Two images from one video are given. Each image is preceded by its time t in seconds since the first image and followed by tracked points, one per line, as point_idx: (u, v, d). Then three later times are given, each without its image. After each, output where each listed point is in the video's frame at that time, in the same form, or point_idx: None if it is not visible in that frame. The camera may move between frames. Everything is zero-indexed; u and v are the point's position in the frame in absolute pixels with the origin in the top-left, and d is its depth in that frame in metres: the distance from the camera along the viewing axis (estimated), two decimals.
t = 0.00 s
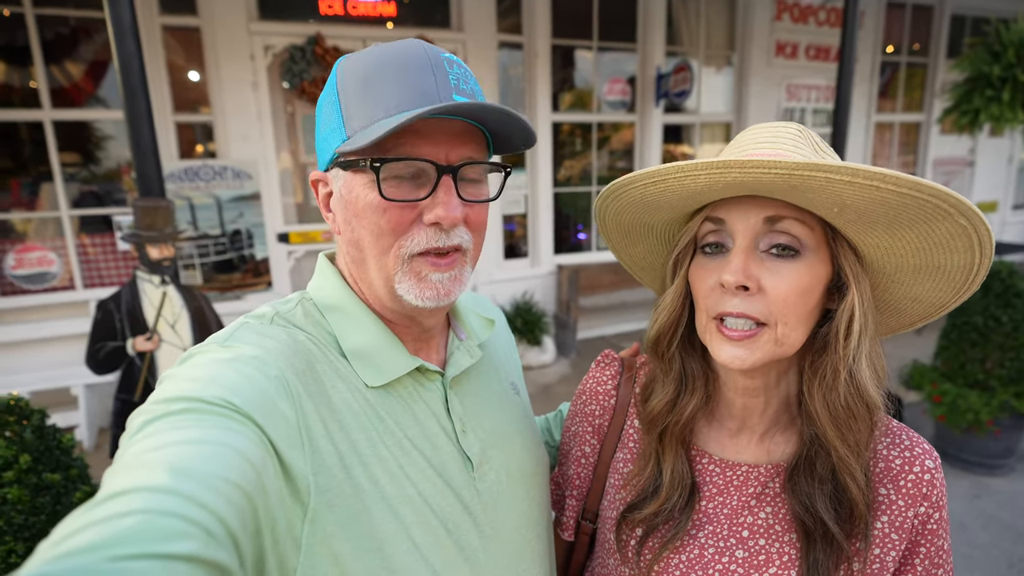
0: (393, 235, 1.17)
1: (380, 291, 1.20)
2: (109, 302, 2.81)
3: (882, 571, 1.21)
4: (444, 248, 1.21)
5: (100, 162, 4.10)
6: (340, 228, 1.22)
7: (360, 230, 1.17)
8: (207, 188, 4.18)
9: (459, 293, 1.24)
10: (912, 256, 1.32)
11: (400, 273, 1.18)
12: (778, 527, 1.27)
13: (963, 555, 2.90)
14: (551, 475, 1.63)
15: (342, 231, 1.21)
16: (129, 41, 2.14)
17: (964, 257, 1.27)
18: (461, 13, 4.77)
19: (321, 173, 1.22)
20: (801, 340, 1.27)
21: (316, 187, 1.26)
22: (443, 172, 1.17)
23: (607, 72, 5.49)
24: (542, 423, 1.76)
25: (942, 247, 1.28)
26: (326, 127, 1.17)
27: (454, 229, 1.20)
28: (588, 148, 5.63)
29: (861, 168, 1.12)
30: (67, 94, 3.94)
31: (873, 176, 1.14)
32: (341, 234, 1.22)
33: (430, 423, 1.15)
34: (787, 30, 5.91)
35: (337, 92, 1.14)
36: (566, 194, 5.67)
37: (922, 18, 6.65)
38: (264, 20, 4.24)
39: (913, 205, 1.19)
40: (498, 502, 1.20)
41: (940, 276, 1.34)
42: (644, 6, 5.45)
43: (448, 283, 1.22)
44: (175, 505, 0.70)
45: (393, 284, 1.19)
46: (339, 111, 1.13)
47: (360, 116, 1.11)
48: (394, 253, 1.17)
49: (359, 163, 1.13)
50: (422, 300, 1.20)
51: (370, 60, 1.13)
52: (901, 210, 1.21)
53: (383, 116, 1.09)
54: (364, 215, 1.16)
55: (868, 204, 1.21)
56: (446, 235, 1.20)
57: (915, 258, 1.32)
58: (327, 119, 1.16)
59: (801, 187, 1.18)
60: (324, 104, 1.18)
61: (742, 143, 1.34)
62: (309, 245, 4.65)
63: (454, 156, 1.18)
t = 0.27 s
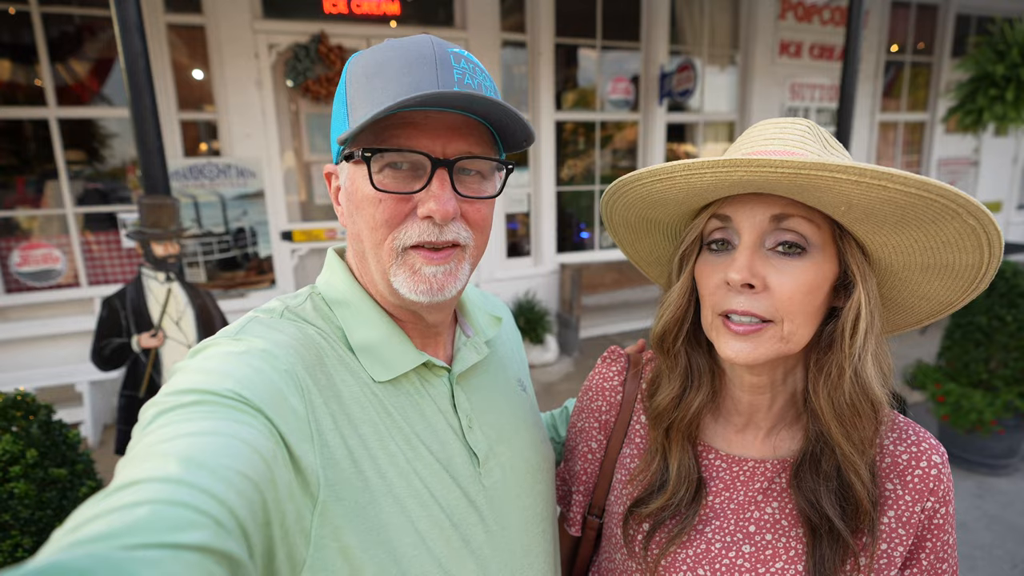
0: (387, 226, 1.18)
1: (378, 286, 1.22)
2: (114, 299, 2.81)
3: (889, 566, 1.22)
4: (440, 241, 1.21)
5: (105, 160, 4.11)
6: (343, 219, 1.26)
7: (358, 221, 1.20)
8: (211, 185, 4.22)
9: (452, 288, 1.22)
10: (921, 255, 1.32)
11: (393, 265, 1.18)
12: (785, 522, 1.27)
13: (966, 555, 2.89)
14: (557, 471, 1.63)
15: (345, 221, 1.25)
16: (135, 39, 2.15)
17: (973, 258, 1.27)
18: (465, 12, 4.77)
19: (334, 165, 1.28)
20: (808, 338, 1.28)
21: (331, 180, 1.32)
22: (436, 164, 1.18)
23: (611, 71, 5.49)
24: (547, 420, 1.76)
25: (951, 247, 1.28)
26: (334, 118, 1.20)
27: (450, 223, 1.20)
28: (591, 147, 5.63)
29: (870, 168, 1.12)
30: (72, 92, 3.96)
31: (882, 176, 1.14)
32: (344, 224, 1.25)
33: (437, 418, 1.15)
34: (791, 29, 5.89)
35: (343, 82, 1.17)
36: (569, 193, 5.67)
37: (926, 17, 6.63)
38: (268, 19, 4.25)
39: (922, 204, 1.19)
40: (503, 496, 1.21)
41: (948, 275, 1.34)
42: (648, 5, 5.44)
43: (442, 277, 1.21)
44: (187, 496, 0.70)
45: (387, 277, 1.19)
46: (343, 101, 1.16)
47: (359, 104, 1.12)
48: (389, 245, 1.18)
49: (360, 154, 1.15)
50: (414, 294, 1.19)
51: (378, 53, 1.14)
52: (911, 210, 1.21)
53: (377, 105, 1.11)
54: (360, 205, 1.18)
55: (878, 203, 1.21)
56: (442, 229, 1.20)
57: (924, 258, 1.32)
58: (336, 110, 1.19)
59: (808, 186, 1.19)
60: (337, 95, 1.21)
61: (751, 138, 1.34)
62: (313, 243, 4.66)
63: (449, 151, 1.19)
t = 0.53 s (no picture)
0: (388, 209, 1.18)
1: (382, 272, 1.23)
2: (115, 297, 2.83)
3: (892, 562, 1.23)
4: (442, 220, 1.21)
5: (107, 158, 4.12)
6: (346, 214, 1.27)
7: (359, 210, 1.21)
8: (212, 184, 4.25)
9: (456, 264, 1.22)
10: (927, 257, 1.32)
11: (395, 245, 1.19)
12: (791, 518, 1.28)
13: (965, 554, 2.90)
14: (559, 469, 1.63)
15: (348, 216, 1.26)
16: (137, 37, 2.15)
17: (980, 260, 1.27)
18: (466, 11, 4.77)
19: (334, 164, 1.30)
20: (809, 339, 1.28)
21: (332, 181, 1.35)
22: (434, 143, 1.19)
23: (612, 70, 5.49)
24: (548, 418, 1.77)
25: (957, 249, 1.28)
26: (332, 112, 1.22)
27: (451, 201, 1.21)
28: (592, 146, 5.63)
29: (871, 169, 1.13)
30: (74, 91, 3.97)
31: (885, 179, 1.15)
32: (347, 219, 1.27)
33: (440, 416, 1.16)
34: (793, 28, 5.89)
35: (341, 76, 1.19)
36: (570, 192, 5.67)
37: (928, 17, 6.62)
38: (269, 18, 4.25)
39: (927, 206, 1.19)
40: (506, 494, 1.21)
41: (955, 277, 1.34)
42: (649, 4, 5.44)
43: (446, 252, 1.21)
44: (191, 494, 0.71)
45: (389, 258, 1.20)
46: (341, 93, 1.18)
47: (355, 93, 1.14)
48: (391, 226, 1.19)
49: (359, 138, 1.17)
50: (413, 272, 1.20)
51: (373, 45, 1.16)
52: (916, 212, 1.22)
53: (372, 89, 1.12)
54: (362, 192, 1.20)
55: (881, 205, 1.21)
56: (443, 207, 1.21)
57: (930, 259, 1.32)
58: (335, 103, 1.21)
59: (810, 187, 1.19)
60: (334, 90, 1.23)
61: (756, 136, 1.34)
62: (314, 242, 4.67)
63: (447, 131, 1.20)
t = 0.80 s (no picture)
0: (446, 228, 1.18)
1: (426, 284, 1.20)
2: (116, 297, 2.83)
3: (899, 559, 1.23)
4: (490, 236, 1.26)
5: (108, 158, 4.12)
6: (372, 227, 1.18)
7: (405, 228, 1.16)
8: (213, 184, 4.24)
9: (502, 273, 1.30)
10: (927, 258, 1.32)
11: (454, 264, 1.20)
12: (795, 516, 1.28)
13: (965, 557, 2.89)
14: (560, 469, 1.63)
15: (378, 230, 1.17)
16: (138, 38, 2.15)
17: (980, 261, 1.27)
18: (467, 12, 4.77)
19: (344, 171, 1.17)
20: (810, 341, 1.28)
21: (331, 186, 1.20)
22: (490, 163, 1.20)
23: (613, 70, 5.49)
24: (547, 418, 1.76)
25: (957, 250, 1.28)
26: (356, 124, 1.13)
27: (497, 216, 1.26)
28: (593, 147, 5.63)
29: (868, 176, 1.13)
30: (76, 91, 3.97)
31: (883, 183, 1.14)
32: (374, 234, 1.18)
33: (438, 417, 1.16)
34: (794, 29, 5.89)
35: (371, 87, 1.11)
36: (570, 193, 5.67)
37: (929, 18, 6.61)
38: (270, 18, 4.26)
39: (925, 209, 1.19)
40: (504, 493, 1.21)
41: (954, 278, 1.34)
42: (650, 5, 5.44)
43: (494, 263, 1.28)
44: (189, 495, 0.71)
45: (447, 275, 1.20)
46: (379, 108, 1.11)
47: (408, 117, 1.10)
48: (449, 245, 1.19)
49: (418, 160, 1.12)
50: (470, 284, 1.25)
51: (404, 58, 1.12)
52: (914, 214, 1.22)
53: (437, 115, 1.11)
54: (414, 210, 1.15)
55: (880, 209, 1.21)
56: (489, 222, 1.25)
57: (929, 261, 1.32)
58: (361, 115, 1.12)
59: (809, 192, 1.19)
60: (347, 99, 1.13)
61: (755, 139, 1.34)
62: (315, 242, 4.68)
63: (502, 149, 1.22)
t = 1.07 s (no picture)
0: (465, 239, 1.19)
1: (439, 292, 1.21)
2: (112, 301, 2.82)
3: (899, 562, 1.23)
4: (502, 245, 1.28)
5: (105, 162, 4.11)
6: (387, 238, 1.17)
7: (426, 239, 1.16)
8: (211, 188, 4.22)
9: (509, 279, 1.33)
10: (925, 262, 1.32)
11: (471, 274, 1.22)
12: (795, 519, 1.27)
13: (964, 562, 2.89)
14: (557, 475, 1.61)
15: (395, 241, 1.16)
16: (136, 42, 2.15)
17: (978, 265, 1.27)
18: (465, 17, 4.78)
19: (358, 181, 1.14)
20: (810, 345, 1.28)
21: (340, 197, 1.16)
22: (508, 175, 1.22)
23: (611, 75, 5.50)
24: (544, 424, 1.75)
25: (955, 255, 1.28)
26: (375, 132, 1.10)
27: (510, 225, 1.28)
28: (591, 152, 5.65)
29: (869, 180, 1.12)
30: (73, 94, 3.96)
31: (879, 188, 1.14)
32: (390, 245, 1.17)
33: (432, 423, 1.15)
34: (791, 35, 5.92)
35: (393, 95, 1.08)
36: (568, 197, 5.67)
37: (925, 24, 6.65)
38: (269, 22, 4.26)
39: (922, 214, 1.19)
40: (499, 499, 1.21)
41: (952, 283, 1.34)
42: (648, 10, 5.46)
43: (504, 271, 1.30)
44: (177, 505, 0.70)
45: (462, 284, 1.22)
46: (404, 119, 1.09)
47: (436, 131, 1.11)
48: (466, 255, 1.20)
49: (448, 174, 1.13)
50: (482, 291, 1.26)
51: (425, 68, 1.11)
52: (911, 219, 1.21)
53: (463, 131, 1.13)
54: (437, 222, 1.16)
55: (877, 214, 1.20)
56: (502, 231, 1.28)
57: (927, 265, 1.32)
58: (382, 123, 1.09)
59: (809, 197, 1.19)
60: (363, 105, 1.09)
61: (752, 144, 1.34)
62: (313, 246, 4.67)
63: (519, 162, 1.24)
